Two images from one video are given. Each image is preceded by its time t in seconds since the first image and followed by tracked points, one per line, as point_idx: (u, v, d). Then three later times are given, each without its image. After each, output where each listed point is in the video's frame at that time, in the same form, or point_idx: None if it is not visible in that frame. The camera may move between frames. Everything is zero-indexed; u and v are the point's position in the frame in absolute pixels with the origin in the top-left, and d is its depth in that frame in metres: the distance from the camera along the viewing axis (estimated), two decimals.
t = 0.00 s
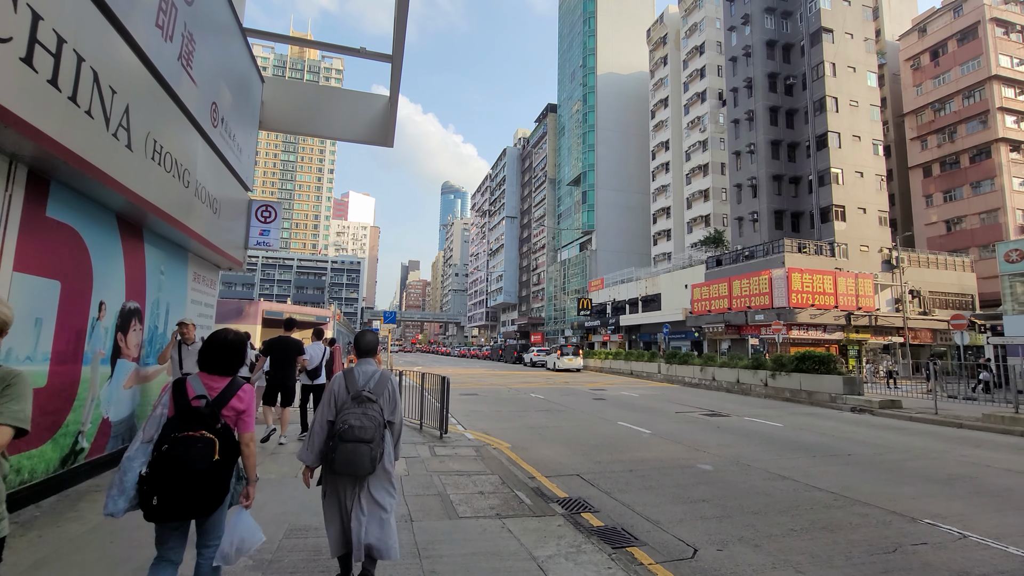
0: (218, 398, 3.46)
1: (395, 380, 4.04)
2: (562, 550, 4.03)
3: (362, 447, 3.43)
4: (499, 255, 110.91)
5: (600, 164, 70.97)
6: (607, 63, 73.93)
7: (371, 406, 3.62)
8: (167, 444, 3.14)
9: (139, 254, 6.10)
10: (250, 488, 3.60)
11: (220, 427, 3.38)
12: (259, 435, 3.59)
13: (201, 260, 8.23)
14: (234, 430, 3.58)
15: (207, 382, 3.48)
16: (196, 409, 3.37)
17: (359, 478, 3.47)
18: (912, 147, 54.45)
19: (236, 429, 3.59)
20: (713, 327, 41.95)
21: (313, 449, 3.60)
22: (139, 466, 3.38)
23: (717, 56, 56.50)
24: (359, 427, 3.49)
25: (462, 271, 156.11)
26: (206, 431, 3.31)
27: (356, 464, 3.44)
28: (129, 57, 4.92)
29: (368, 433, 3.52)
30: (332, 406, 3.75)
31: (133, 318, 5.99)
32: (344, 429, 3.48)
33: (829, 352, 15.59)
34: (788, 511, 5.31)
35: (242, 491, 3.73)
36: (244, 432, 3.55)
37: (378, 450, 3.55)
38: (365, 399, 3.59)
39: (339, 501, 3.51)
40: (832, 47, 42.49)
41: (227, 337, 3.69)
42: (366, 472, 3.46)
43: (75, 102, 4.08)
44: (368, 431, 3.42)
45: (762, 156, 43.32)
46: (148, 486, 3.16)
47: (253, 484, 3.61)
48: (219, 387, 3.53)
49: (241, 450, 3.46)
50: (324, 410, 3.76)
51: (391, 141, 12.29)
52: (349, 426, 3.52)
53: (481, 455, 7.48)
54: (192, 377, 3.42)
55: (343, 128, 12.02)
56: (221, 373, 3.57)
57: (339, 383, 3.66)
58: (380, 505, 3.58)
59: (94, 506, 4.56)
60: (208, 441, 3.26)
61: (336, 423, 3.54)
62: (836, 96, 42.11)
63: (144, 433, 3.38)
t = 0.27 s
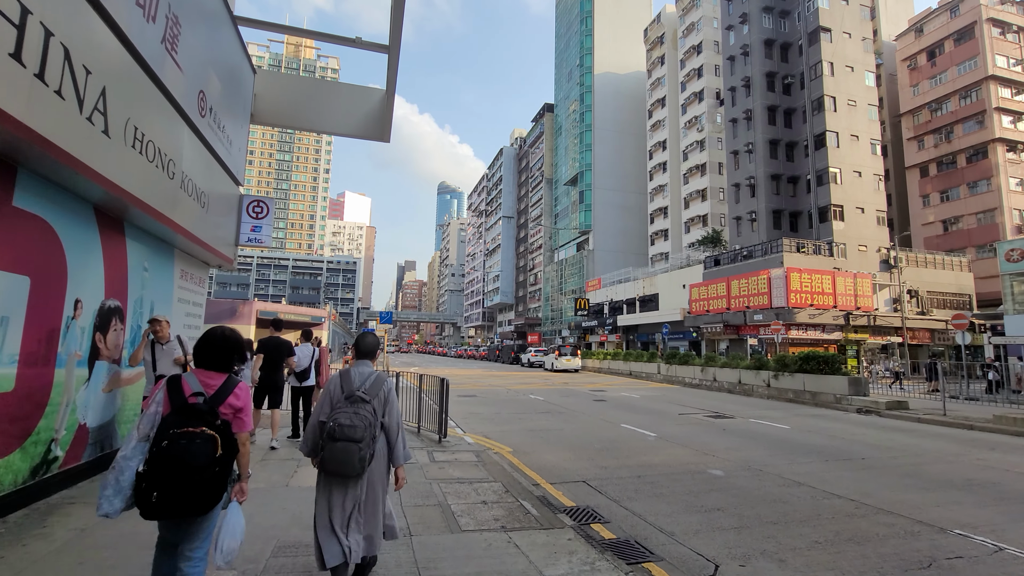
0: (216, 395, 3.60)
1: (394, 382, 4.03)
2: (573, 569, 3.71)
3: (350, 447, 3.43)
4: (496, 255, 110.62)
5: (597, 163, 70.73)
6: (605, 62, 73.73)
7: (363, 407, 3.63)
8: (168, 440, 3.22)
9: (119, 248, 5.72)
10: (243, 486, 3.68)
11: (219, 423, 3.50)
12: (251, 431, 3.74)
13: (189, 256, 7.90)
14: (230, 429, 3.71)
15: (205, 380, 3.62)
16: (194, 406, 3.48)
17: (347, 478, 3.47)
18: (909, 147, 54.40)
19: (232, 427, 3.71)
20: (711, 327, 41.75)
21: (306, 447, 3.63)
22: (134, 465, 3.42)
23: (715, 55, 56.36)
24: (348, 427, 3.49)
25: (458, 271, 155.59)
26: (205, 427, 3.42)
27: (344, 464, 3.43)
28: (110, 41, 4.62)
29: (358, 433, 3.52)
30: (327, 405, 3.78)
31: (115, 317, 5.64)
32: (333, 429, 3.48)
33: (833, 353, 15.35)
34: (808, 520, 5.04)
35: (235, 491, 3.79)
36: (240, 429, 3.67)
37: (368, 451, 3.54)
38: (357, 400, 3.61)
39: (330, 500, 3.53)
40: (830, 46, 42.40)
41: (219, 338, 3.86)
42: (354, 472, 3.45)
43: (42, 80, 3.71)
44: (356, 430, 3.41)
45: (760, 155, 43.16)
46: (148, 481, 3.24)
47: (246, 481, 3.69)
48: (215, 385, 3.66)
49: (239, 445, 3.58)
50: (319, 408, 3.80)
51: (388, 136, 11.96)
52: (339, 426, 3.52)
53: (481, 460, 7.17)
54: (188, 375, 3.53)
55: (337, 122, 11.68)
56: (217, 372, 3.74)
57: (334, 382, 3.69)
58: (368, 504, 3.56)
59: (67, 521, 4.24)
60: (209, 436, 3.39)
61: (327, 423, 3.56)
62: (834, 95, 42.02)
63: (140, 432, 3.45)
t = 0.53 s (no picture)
0: (194, 395, 3.34)
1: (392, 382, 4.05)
2: None
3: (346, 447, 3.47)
4: (493, 255, 110.36)
5: (594, 163, 70.57)
6: (602, 62, 73.57)
7: (360, 407, 3.68)
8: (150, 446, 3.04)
9: (95, 244, 5.37)
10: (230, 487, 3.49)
11: (200, 425, 3.27)
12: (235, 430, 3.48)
13: (174, 252, 7.54)
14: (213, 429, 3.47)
15: (181, 381, 3.36)
16: (172, 410, 3.25)
17: (344, 477, 3.52)
18: (906, 147, 54.41)
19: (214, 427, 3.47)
20: (709, 327, 41.62)
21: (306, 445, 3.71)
22: (117, 473, 3.23)
23: (712, 55, 56.27)
24: (346, 427, 3.56)
25: (455, 271, 155.19)
26: (187, 431, 3.22)
27: (341, 463, 3.49)
28: (82, 17, 4.30)
29: (355, 433, 3.58)
30: (327, 404, 3.82)
31: (93, 315, 5.36)
32: (331, 428, 3.54)
33: (836, 353, 15.13)
34: (826, 530, 4.78)
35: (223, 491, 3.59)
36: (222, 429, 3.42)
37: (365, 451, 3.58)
38: (355, 401, 3.63)
39: (327, 498, 3.60)
40: (828, 46, 42.38)
41: (193, 335, 3.59)
42: (351, 471, 3.51)
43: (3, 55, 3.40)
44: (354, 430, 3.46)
45: (758, 155, 43.05)
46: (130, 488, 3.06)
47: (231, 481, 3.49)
48: (193, 385, 3.40)
49: (223, 447, 3.35)
50: (319, 406, 3.85)
51: (383, 132, 11.64)
52: (338, 425, 3.59)
53: (480, 465, 6.86)
54: (164, 377, 3.29)
55: (332, 117, 11.37)
56: (194, 371, 3.47)
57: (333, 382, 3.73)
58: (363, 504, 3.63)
59: (34, 535, 3.94)
60: (190, 438, 3.17)
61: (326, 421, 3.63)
62: (832, 95, 41.97)
63: (120, 438, 3.25)
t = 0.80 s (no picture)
0: (174, 391, 3.46)
1: (379, 380, 4.18)
2: None
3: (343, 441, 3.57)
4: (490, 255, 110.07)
5: (591, 163, 70.34)
6: (599, 61, 73.37)
7: (353, 401, 3.78)
8: (126, 440, 3.15)
9: (71, 238, 5.11)
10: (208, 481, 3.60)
11: (177, 420, 3.37)
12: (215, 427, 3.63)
13: (159, 248, 7.25)
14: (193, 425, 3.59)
15: (163, 377, 3.46)
16: (152, 405, 3.36)
17: (340, 470, 3.61)
18: (904, 146, 54.26)
19: (194, 423, 3.58)
20: (708, 327, 41.38)
21: (298, 443, 3.77)
22: (92, 464, 3.34)
23: (710, 54, 56.11)
24: (340, 422, 3.65)
25: (452, 271, 154.74)
26: (163, 426, 3.32)
27: (336, 456, 3.58)
28: None
29: (350, 427, 3.68)
30: (317, 401, 3.85)
31: (68, 311, 5.06)
32: (325, 423, 3.63)
33: (839, 352, 14.87)
34: (849, 541, 4.48)
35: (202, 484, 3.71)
36: (201, 425, 3.56)
37: (359, 445, 3.69)
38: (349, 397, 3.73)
39: (321, 495, 3.66)
40: (827, 45, 42.24)
41: (179, 332, 3.69)
42: (346, 464, 3.62)
43: None
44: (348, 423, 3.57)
45: (756, 154, 42.86)
46: (105, 483, 3.15)
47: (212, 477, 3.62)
48: (174, 380, 3.50)
49: (201, 443, 3.49)
50: (310, 404, 3.92)
51: (378, 126, 11.32)
52: (331, 419, 3.68)
53: (479, 469, 6.55)
54: (145, 373, 3.40)
55: (325, 111, 11.06)
56: (176, 368, 3.57)
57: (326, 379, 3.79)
58: (359, 496, 3.73)
59: None
60: (166, 433, 3.28)
61: (319, 417, 3.70)
62: (831, 94, 41.81)
63: (98, 431, 3.35)
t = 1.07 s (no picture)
0: (168, 393, 3.38)
1: (365, 382, 4.15)
2: None
3: (334, 444, 3.54)
4: (488, 255, 109.73)
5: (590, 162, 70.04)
6: (598, 60, 73.08)
7: (342, 406, 3.74)
8: (117, 442, 3.07)
9: (45, 230, 4.79)
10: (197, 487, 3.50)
11: (170, 424, 3.29)
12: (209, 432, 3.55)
13: (145, 243, 6.90)
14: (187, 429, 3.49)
15: (157, 379, 3.39)
16: (146, 407, 3.29)
17: (331, 475, 3.57)
18: (904, 146, 54.06)
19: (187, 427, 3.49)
20: (708, 327, 41.07)
21: (287, 448, 3.72)
22: (84, 467, 3.27)
23: (710, 53, 55.85)
24: (330, 427, 3.60)
25: (451, 271, 154.34)
26: (156, 429, 3.24)
27: (328, 462, 3.54)
28: None
29: (340, 431, 3.64)
30: (304, 406, 3.83)
31: (41, 310, 4.74)
32: (315, 429, 3.58)
33: (847, 353, 14.56)
34: (880, 557, 4.17)
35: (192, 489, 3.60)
36: (194, 429, 3.47)
37: (350, 448, 3.68)
38: (338, 399, 3.71)
39: (313, 500, 3.61)
40: (828, 43, 42.02)
41: (175, 334, 3.63)
42: (338, 468, 3.59)
43: None
44: (340, 430, 3.53)
45: (757, 153, 42.60)
46: (93, 485, 3.07)
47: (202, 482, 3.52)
48: (168, 382, 3.43)
49: (193, 447, 3.40)
50: (298, 409, 3.85)
51: (376, 121, 11.00)
52: (320, 426, 3.62)
53: (481, 478, 6.20)
54: (139, 374, 3.33)
55: (322, 105, 10.75)
56: (171, 370, 3.50)
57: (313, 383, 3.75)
58: (351, 501, 3.71)
59: None
60: (159, 437, 3.20)
61: (308, 423, 3.64)
62: (832, 93, 41.56)
63: (90, 432, 3.29)
